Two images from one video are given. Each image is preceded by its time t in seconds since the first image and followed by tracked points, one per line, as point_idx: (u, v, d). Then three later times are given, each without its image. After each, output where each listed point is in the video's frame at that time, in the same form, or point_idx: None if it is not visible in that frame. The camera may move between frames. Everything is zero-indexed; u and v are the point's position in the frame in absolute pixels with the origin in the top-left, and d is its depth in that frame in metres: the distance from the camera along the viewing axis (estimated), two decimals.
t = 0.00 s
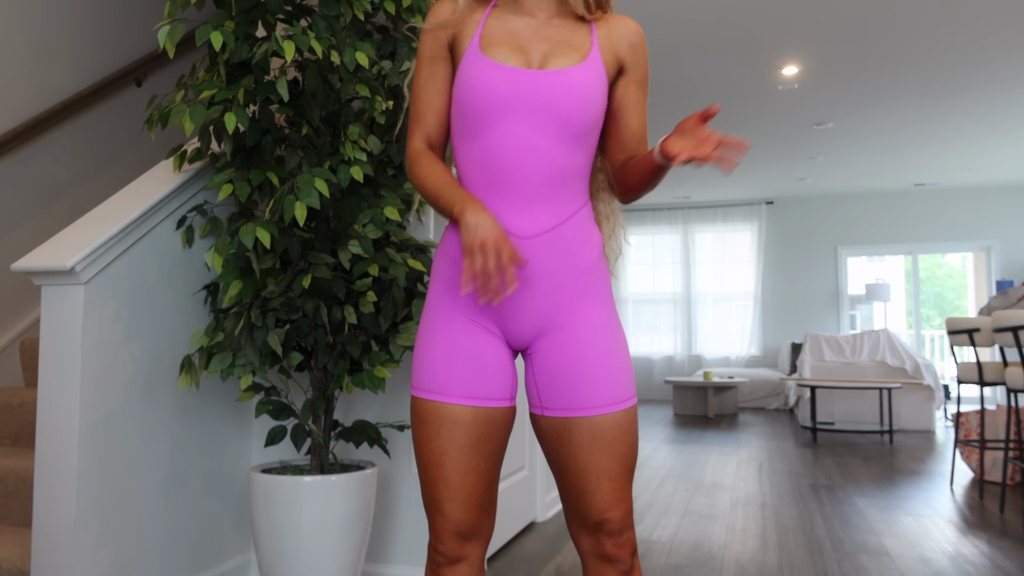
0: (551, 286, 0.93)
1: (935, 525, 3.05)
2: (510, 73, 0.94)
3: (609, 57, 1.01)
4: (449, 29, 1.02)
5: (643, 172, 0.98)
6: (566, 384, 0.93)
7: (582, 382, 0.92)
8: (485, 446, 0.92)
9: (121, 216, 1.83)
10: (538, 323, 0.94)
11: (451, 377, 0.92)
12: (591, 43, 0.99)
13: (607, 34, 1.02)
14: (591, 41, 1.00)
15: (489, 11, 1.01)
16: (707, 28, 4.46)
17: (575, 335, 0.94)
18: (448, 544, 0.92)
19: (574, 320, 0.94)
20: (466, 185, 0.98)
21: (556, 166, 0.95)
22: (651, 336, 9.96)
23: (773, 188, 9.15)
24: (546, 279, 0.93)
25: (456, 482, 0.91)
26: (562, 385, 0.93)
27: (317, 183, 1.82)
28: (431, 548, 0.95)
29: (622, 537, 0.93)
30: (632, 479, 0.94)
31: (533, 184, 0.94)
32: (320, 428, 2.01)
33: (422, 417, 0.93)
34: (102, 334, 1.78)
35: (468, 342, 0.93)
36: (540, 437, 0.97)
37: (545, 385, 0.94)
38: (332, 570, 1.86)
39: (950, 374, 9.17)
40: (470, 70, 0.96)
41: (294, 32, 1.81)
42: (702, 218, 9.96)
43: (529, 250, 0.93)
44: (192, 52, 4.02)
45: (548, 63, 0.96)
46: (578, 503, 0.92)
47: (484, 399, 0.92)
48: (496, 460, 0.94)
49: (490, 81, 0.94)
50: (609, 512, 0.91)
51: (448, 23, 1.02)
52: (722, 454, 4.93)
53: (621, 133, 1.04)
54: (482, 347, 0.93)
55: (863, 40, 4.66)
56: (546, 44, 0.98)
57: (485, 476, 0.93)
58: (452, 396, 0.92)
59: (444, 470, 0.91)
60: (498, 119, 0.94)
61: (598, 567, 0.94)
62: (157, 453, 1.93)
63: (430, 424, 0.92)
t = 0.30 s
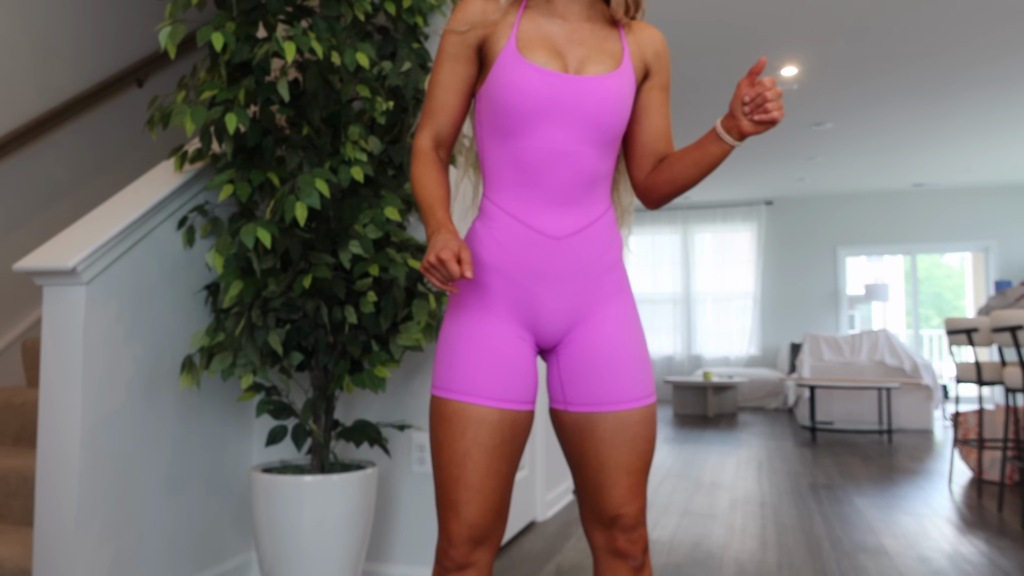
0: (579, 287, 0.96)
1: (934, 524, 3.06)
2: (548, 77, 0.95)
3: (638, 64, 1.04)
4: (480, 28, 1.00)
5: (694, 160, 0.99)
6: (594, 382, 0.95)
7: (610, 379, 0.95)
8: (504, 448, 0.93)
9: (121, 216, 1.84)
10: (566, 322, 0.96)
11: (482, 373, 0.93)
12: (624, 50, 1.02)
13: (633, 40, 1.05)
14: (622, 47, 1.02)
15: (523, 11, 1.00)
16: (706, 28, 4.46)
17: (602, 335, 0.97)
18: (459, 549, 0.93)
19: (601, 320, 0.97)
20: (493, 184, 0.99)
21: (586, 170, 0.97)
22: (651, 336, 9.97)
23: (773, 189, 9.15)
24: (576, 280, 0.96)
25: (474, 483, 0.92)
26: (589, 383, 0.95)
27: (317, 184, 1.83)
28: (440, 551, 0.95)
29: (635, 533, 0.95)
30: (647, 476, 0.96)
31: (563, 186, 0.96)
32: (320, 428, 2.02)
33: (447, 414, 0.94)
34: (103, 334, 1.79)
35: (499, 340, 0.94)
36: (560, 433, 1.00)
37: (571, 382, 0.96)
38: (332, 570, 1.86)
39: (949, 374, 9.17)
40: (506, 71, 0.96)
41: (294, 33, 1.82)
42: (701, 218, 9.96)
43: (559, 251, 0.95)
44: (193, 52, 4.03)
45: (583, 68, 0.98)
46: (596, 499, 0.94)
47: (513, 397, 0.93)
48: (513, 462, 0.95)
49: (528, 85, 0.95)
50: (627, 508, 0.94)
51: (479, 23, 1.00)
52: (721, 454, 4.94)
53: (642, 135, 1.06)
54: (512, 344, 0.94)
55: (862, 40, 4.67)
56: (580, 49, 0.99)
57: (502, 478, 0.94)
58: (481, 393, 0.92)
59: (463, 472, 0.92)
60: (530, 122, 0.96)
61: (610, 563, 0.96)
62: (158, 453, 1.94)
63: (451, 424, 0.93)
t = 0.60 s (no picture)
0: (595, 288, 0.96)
1: (934, 524, 3.06)
2: (559, 80, 0.96)
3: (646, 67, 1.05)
4: (491, 32, 1.01)
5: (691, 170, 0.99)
6: (610, 381, 0.95)
7: (627, 378, 0.95)
8: (518, 448, 0.94)
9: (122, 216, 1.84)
10: (583, 322, 0.97)
11: (498, 375, 0.93)
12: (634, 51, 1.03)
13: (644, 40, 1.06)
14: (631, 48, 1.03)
15: (534, 12, 1.02)
16: (706, 28, 4.46)
17: (619, 334, 0.97)
18: (468, 548, 0.93)
19: (616, 319, 0.97)
20: (507, 187, 1.00)
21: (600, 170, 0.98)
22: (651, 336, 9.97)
23: (773, 189, 9.15)
24: (591, 281, 0.96)
25: (487, 483, 0.92)
26: (604, 382, 0.96)
27: (317, 184, 1.83)
28: (449, 550, 0.95)
29: (644, 533, 0.96)
30: (659, 476, 0.97)
31: (577, 188, 0.97)
32: (320, 428, 2.02)
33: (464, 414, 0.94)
34: (104, 335, 1.79)
35: (514, 342, 0.95)
36: (573, 430, 1.00)
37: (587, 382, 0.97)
38: (332, 570, 1.86)
39: (949, 374, 9.17)
40: (517, 75, 0.96)
41: (294, 32, 1.81)
42: (701, 218, 9.97)
43: (575, 253, 0.96)
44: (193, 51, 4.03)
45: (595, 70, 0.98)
46: (606, 496, 0.95)
47: (528, 397, 0.94)
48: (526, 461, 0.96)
49: (541, 88, 0.95)
50: (640, 506, 0.95)
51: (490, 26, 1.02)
52: (721, 454, 4.94)
53: (650, 137, 1.06)
54: (528, 346, 0.95)
55: (862, 40, 4.67)
56: (591, 50, 1.00)
57: (515, 478, 0.94)
58: (497, 394, 0.93)
59: (475, 471, 0.92)
60: (542, 125, 0.96)
61: (619, 561, 0.97)
62: (158, 453, 1.94)
63: (466, 424, 0.94)
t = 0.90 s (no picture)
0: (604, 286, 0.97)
1: (936, 525, 3.05)
2: (560, 83, 0.97)
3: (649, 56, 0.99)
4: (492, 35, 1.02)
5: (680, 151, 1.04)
6: (619, 380, 0.95)
7: (636, 376, 0.95)
8: (524, 447, 0.94)
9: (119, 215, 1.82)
10: (593, 320, 0.97)
11: (506, 373, 0.94)
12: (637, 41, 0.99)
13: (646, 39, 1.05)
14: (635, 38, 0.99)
15: (532, 14, 1.03)
16: (708, 27, 4.46)
17: (629, 333, 0.97)
18: (473, 547, 0.92)
19: (625, 319, 0.97)
20: (516, 189, 1.01)
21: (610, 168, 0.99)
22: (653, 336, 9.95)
23: (774, 188, 9.14)
24: (600, 279, 0.97)
25: (493, 482, 0.92)
26: (613, 381, 0.96)
27: (317, 183, 1.81)
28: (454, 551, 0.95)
29: (652, 535, 0.95)
30: (670, 478, 0.95)
31: (581, 190, 0.98)
32: (320, 428, 2.00)
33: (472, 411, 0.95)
34: (101, 335, 1.77)
35: (521, 343, 0.96)
36: (584, 429, 1.00)
37: (597, 380, 0.97)
38: (332, 570, 1.85)
39: (951, 374, 9.14)
40: (515, 78, 0.98)
41: (293, 31, 1.80)
42: (702, 218, 9.96)
43: (583, 252, 0.97)
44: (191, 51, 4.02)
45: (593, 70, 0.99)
46: (615, 497, 0.94)
47: (537, 395, 0.95)
48: (537, 461, 0.96)
49: (539, 91, 0.97)
50: (651, 507, 0.94)
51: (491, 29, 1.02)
52: (722, 454, 4.92)
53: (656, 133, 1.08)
54: (536, 346, 0.96)
55: (864, 40, 4.66)
56: (588, 48, 1.00)
57: (521, 477, 0.94)
58: (505, 393, 0.94)
59: (482, 468, 0.92)
60: (545, 127, 0.98)
61: (627, 562, 0.96)
62: (156, 453, 1.93)
63: (474, 422, 0.94)
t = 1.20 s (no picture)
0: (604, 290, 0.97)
1: (936, 525, 3.05)
2: (560, 85, 0.97)
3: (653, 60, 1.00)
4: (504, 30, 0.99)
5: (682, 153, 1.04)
6: (618, 383, 0.95)
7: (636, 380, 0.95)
8: (523, 446, 0.94)
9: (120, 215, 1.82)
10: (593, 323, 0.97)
11: (505, 374, 0.94)
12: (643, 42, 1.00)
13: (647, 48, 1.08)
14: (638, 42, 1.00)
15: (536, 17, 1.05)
16: (708, 27, 4.46)
17: (629, 337, 0.97)
18: (468, 548, 0.92)
19: (625, 322, 0.97)
20: (516, 192, 1.01)
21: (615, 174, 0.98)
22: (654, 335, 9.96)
23: (774, 188, 9.14)
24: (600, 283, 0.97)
25: (492, 480, 0.92)
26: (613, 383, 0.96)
27: (317, 183, 1.81)
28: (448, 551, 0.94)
29: (653, 534, 0.95)
30: (670, 477, 0.96)
31: (581, 194, 0.98)
32: (320, 428, 2.01)
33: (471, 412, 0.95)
34: (101, 335, 1.77)
35: (520, 344, 0.96)
36: (584, 429, 1.01)
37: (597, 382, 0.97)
38: (332, 570, 1.85)
39: (951, 374, 9.14)
40: (517, 82, 0.99)
41: (293, 31, 1.80)
42: (702, 218, 9.97)
43: (583, 255, 0.97)
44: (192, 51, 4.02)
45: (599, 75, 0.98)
46: (615, 497, 0.95)
47: (536, 397, 0.95)
48: (534, 460, 0.96)
49: (540, 93, 0.97)
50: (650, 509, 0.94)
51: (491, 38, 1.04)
52: (722, 454, 4.93)
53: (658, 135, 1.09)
54: (536, 348, 0.96)
55: (863, 40, 4.66)
56: (592, 50, 1.01)
57: (521, 476, 0.94)
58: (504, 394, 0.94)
59: (480, 467, 0.92)
60: (545, 130, 0.98)
61: (627, 561, 0.96)
62: (156, 453, 1.93)
63: (471, 421, 0.94)
